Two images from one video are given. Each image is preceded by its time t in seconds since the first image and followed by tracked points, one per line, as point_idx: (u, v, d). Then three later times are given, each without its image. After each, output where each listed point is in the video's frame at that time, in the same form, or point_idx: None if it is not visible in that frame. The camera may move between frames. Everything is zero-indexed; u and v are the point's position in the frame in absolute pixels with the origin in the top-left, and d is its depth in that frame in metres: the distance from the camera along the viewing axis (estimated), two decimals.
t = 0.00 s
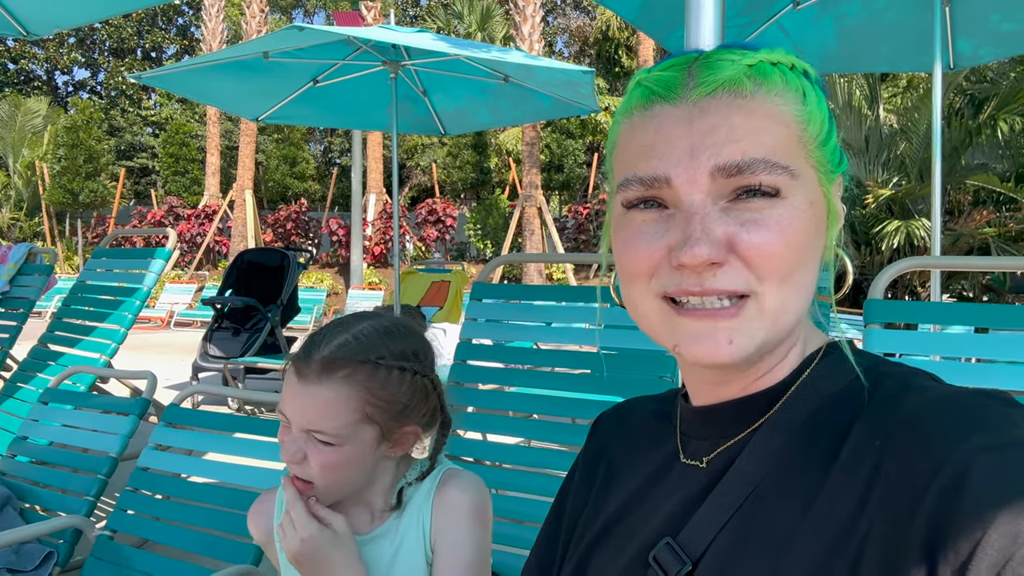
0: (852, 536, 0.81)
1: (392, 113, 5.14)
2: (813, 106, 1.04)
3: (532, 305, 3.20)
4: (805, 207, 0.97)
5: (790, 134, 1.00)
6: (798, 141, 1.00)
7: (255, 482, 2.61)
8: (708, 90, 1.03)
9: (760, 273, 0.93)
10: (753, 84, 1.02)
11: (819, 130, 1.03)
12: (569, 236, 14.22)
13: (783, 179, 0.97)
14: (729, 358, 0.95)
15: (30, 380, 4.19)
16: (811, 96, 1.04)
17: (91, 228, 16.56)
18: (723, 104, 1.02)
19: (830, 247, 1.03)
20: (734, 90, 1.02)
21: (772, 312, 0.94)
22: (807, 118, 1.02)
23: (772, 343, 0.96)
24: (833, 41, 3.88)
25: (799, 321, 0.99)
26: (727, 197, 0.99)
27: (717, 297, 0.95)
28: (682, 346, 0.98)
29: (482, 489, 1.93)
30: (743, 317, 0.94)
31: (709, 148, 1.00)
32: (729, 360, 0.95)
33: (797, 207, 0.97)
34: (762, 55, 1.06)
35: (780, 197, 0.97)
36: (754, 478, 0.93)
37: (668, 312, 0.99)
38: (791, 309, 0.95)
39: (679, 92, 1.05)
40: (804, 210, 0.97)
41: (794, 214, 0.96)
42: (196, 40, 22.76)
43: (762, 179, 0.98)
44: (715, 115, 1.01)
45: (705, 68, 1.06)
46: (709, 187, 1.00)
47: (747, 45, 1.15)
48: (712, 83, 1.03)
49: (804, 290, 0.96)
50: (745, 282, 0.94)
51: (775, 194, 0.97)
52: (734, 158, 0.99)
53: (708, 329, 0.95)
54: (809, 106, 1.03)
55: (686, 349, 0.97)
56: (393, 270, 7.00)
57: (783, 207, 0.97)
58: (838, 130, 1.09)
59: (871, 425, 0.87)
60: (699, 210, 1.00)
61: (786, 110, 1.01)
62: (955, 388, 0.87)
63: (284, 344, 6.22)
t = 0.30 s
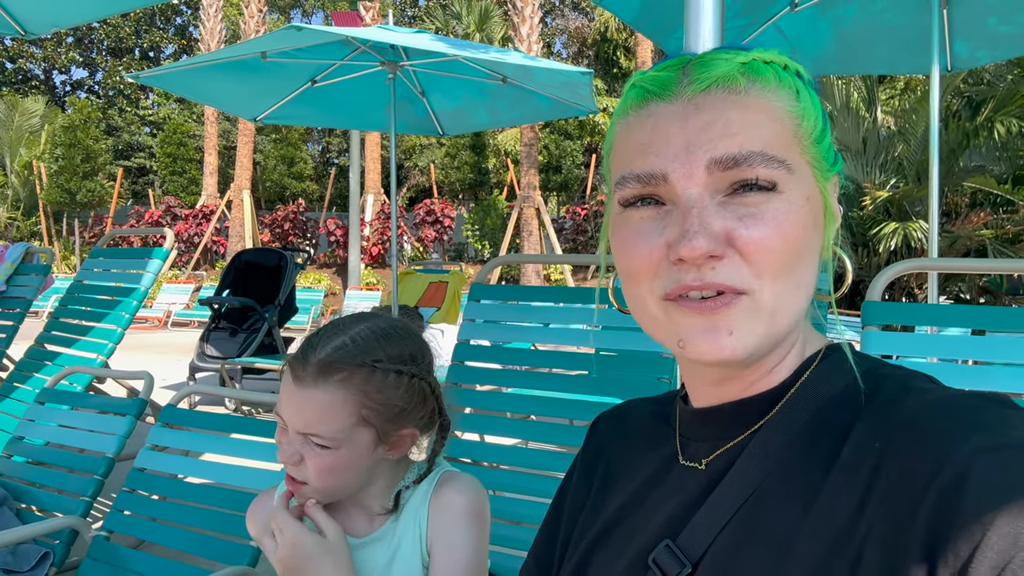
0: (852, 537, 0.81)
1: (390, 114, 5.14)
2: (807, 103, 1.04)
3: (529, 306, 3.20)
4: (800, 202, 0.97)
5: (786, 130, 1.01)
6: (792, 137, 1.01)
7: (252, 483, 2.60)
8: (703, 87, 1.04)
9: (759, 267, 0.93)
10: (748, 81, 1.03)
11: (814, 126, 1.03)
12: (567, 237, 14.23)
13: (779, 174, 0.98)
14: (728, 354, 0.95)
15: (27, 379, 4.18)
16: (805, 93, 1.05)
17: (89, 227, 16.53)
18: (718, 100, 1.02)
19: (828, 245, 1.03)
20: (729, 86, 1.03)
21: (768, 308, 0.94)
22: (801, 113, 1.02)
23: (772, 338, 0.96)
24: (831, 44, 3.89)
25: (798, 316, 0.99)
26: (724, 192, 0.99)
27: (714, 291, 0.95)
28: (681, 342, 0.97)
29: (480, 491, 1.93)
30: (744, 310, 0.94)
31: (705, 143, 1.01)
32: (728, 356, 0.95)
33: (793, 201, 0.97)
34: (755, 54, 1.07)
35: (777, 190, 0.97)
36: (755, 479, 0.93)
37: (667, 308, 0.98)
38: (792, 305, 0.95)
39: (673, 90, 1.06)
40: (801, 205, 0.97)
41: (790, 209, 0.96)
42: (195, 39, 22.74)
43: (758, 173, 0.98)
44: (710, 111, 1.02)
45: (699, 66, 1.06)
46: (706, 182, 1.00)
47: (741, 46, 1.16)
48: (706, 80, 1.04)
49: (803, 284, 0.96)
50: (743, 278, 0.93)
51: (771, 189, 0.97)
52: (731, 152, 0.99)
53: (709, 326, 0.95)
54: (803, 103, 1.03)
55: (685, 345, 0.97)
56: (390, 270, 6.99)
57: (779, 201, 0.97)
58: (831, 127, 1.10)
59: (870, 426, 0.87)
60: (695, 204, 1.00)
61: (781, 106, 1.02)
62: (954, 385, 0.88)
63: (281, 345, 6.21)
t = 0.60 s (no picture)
0: (848, 537, 0.81)
1: (390, 112, 5.14)
2: (799, 104, 1.03)
3: (529, 305, 3.20)
4: (795, 205, 0.97)
5: (778, 132, 1.00)
6: (785, 138, 1.00)
7: (251, 481, 2.60)
8: (693, 92, 1.03)
9: (753, 273, 0.93)
10: (738, 84, 1.02)
11: (806, 127, 1.02)
12: (567, 236, 14.23)
13: (772, 178, 0.97)
14: (722, 359, 0.95)
15: (26, 377, 4.18)
16: (797, 94, 1.04)
17: (88, 225, 16.52)
18: (709, 105, 1.01)
19: (823, 245, 1.02)
20: (720, 90, 1.02)
21: (764, 310, 0.94)
22: (793, 115, 1.01)
23: (766, 341, 0.96)
24: (830, 44, 3.89)
25: (792, 318, 0.99)
26: (717, 196, 0.99)
27: (710, 296, 0.95)
28: (675, 348, 0.98)
29: (479, 489, 1.93)
30: (735, 314, 0.94)
31: (697, 148, 1.00)
32: (721, 360, 0.95)
33: (787, 205, 0.97)
34: (746, 56, 1.06)
35: (769, 195, 0.97)
36: (752, 479, 0.92)
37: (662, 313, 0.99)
38: (787, 306, 0.95)
39: (664, 94, 1.05)
40: (795, 208, 0.97)
41: (784, 212, 0.96)
42: (195, 37, 22.72)
43: (751, 177, 0.98)
44: (701, 115, 1.01)
45: (689, 70, 1.05)
46: (699, 188, 1.00)
47: (733, 46, 1.14)
48: (697, 84, 1.03)
49: (796, 288, 0.96)
50: (737, 281, 0.94)
51: (763, 193, 0.97)
52: (722, 157, 0.99)
53: (704, 330, 0.96)
54: (794, 104, 1.02)
55: (679, 351, 0.98)
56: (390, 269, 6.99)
57: (773, 204, 0.97)
58: (825, 126, 1.08)
59: (866, 425, 0.87)
60: (688, 210, 0.99)
61: (772, 108, 1.01)
62: (949, 387, 0.87)
63: (281, 343, 6.21)
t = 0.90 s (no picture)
0: (846, 537, 0.81)
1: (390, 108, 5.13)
2: (801, 106, 1.03)
3: (529, 302, 3.21)
4: (794, 209, 0.97)
5: (779, 134, 1.00)
6: (785, 141, 1.00)
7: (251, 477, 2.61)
8: (694, 93, 1.02)
9: (751, 278, 0.93)
10: (739, 86, 1.02)
11: (807, 129, 1.02)
12: (567, 232, 14.22)
13: (770, 184, 0.97)
14: (717, 357, 0.95)
15: (26, 373, 4.19)
16: (800, 95, 1.04)
17: (89, 221, 16.53)
18: (709, 106, 1.01)
19: (822, 248, 1.03)
20: (721, 91, 1.02)
21: (761, 314, 0.94)
22: (794, 117, 1.01)
23: (764, 342, 0.96)
24: (831, 41, 3.89)
25: (791, 319, 0.99)
26: (715, 201, 0.99)
27: (710, 303, 0.94)
28: (670, 346, 0.98)
29: (480, 486, 1.92)
30: (732, 316, 0.94)
31: (697, 151, 1.00)
32: (717, 360, 0.95)
33: (786, 208, 0.97)
34: (748, 56, 1.06)
35: (768, 200, 0.97)
36: (749, 478, 0.92)
37: (657, 315, 0.98)
38: (785, 307, 0.96)
39: (664, 95, 1.04)
40: (795, 211, 0.97)
41: (783, 215, 0.96)
42: (194, 33, 22.68)
43: (750, 183, 0.97)
44: (701, 117, 1.01)
45: (691, 70, 1.05)
46: (697, 193, 0.99)
47: (737, 45, 1.14)
48: (698, 85, 1.03)
49: (794, 291, 0.96)
50: (734, 286, 0.93)
51: (763, 198, 0.97)
52: (721, 162, 0.99)
53: (699, 330, 0.95)
54: (796, 105, 1.02)
55: (674, 349, 0.97)
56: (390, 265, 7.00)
57: (770, 208, 0.97)
58: (827, 127, 1.08)
59: (864, 425, 0.87)
60: (687, 213, 0.99)
61: (773, 111, 1.01)
62: (949, 388, 0.87)
63: (281, 339, 6.22)
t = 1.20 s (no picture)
0: (847, 534, 0.80)
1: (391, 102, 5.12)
2: (802, 106, 1.00)
3: (530, 297, 3.20)
4: (778, 214, 0.95)
5: (769, 135, 0.97)
6: (776, 142, 0.97)
7: (251, 472, 2.60)
8: (686, 90, 1.01)
9: (725, 279, 0.93)
10: (732, 84, 1.00)
11: (809, 132, 0.99)
12: (568, 227, 14.20)
13: (753, 189, 0.95)
14: (689, 354, 0.95)
15: (27, 368, 4.19)
16: (802, 96, 1.01)
17: (89, 215, 16.52)
18: (697, 105, 0.99)
19: (818, 252, 1.01)
20: (711, 90, 1.00)
21: (737, 316, 0.94)
22: (791, 118, 0.99)
23: (744, 343, 0.95)
24: (833, 34, 3.87)
25: (783, 317, 0.98)
26: (695, 203, 0.98)
27: (683, 300, 0.95)
28: (648, 339, 0.98)
29: (485, 482, 1.89)
30: (707, 315, 0.94)
31: (680, 152, 0.99)
32: (691, 356, 0.95)
33: (769, 212, 0.95)
34: (750, 54, 1.04)
35: (747, 203, 0.95)
36: (748, 473, 0.92)
37: (637, 307, 0.98)
38: (772, 305, 0.95)
39: (658, 91, 1.03)
40: (778, 218, 0.95)
41: (763, 221, 0.95)
42: (194, 26, 22.62)
43: (729, 188, 0.96)
44: (688, 115, 0.99)
45: (688, 67, 1.04)
46: (677, 193, 0.98)
47: (746, 39, 1.12)
48: (691, 83, 1.01)
49: (774, 294, 0.94)
50: (709, 286, 0.93)
51: (737, 201, 0.95)
52: (702, 165, 0.97)
53: (675, 328, 0.95)
54: (796, 106, 0.99)
55: (652, 343, 0.97)
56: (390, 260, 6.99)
57: (750, 213, 0.95)
58: (836, 127, 1.05)
59: (865, 423, 0.86)
60: (665, 212, 0.99)
61: (766, 113, 0.98)
62: (952, 385, 0.87)
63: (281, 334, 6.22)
